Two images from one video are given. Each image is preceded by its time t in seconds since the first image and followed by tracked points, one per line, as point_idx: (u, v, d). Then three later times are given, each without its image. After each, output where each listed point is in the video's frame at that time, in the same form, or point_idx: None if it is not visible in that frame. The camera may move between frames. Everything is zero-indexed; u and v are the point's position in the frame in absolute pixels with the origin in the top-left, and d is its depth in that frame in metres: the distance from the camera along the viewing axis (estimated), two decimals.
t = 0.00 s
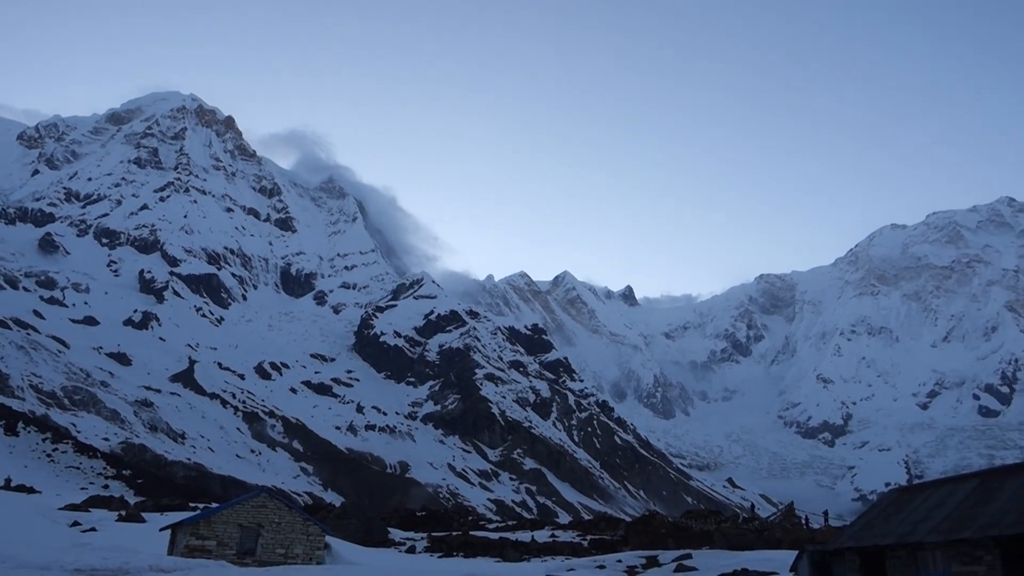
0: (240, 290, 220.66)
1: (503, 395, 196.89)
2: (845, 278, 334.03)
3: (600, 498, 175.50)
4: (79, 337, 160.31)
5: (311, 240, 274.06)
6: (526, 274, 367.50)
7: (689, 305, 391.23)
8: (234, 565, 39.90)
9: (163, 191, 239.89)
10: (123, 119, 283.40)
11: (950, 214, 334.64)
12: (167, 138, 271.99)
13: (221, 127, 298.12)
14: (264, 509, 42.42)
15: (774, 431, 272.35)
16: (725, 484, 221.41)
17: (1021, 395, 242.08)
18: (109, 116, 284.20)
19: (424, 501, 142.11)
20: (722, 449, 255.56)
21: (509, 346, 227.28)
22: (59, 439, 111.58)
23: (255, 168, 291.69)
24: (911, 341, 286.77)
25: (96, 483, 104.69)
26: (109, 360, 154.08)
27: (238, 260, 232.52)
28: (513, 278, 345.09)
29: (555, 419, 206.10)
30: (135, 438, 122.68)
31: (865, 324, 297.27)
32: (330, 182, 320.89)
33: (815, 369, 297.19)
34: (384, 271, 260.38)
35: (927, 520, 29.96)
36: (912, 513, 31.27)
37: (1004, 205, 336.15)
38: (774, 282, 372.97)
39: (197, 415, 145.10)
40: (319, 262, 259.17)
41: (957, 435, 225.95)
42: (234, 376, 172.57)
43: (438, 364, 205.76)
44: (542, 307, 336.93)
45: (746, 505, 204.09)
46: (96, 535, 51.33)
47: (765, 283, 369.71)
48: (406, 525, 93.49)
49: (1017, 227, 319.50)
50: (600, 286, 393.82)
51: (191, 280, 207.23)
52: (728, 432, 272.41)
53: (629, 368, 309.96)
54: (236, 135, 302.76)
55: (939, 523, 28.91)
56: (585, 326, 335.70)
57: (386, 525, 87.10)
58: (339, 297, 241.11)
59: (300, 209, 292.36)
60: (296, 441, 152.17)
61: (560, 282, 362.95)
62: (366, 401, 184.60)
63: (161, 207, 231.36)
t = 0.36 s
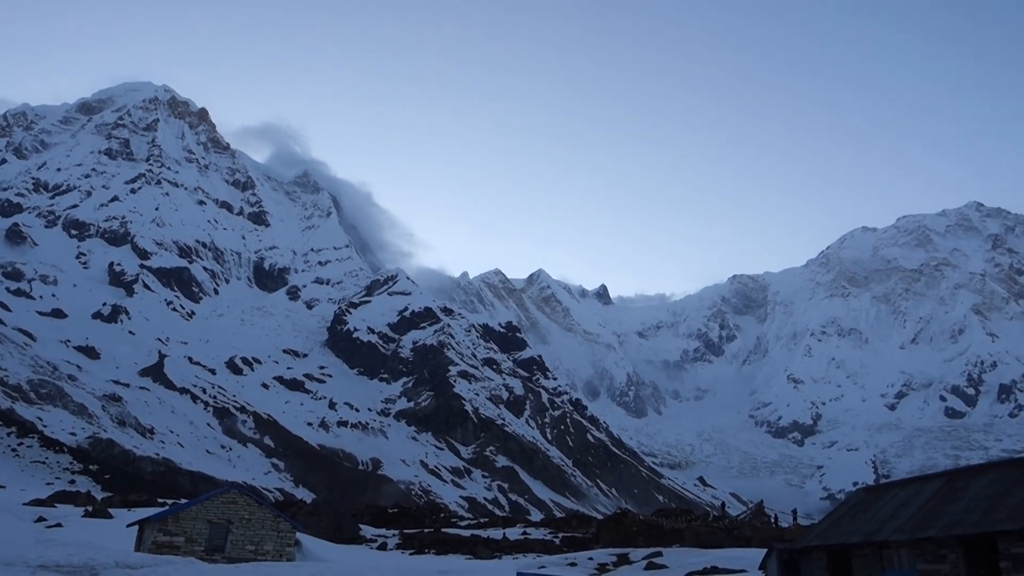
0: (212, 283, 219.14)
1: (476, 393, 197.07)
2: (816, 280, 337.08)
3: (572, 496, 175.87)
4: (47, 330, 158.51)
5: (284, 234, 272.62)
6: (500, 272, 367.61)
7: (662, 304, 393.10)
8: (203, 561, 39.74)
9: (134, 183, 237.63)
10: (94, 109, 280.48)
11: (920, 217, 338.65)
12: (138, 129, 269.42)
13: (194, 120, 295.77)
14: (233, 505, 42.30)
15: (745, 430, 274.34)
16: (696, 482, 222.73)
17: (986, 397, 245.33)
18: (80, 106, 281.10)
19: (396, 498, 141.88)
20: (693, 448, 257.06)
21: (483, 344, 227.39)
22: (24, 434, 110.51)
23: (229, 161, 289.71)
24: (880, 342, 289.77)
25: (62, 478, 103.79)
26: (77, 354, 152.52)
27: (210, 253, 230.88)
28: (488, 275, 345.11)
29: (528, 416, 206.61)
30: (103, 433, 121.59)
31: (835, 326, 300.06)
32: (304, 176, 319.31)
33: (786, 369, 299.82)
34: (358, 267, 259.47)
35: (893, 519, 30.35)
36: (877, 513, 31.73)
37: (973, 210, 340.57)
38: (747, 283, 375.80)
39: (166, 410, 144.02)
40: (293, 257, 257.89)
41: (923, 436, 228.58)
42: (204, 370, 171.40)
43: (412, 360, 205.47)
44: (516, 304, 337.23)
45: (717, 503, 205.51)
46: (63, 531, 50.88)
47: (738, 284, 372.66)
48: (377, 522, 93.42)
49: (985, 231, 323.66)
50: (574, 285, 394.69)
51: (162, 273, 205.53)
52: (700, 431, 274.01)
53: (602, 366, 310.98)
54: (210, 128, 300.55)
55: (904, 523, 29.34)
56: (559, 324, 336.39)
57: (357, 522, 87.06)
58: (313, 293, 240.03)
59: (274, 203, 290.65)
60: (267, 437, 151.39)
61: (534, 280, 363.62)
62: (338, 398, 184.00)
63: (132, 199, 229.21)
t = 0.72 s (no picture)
0: (193, 278, 218.05)
1: (459, 389, 197.12)
2: (798, 279, 338.77)
3: (554, 492, 176.06)
4: (25, 323, 157.28)
5: (266, 229, 271.43)
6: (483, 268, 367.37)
7: (645, 302, 394.02)
8: (182, 557, 39.51)
9: (115, 175, 236.02)
10: (74, 100, 278.26)
11: (900, 218, 340.94)
12: (119, 121, 267.47)
13: (175, 112, 293.93)
14: (213, 501, 42.15)
15: (726, 428, 275.55)
16: (677, 479, 223.59)
17: (964, 396, 247.35)
18: (60, 97, 278.81)
19: (378, 494, 141.67)
20: (674, 446, 257.87)
21: (466, 340, 227.28)
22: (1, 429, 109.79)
23: (211, 154, 288.13)
24: (859, 342, 291.61)
25: (40, 473, 103.18)
26: (56, 347, 151.42)
27: (191, 247, 229.69)
28: (471, 271, 344.96)
29: (511, 413, 206.90)
30: (81, 427, 120.85)
31: (816, 325, 301.75)
32: (287, 170, 318.00)
33: (766, 367, 301.23)
34: (340, 263, 258.66)
35: (871, 517, 30.59)
36: (856, 511, 31.96)
37: (952, 211, 343.06)
38: (729, 282, 377.44)
39: (145, 405, 143.23)
40: (275, 252, 256.91)
41: (902, 435, 230.04)
42: (184, 365, 170.56)
43: (394, 356, 205.19)
44: (499, 301, 337.20)
45: (697, 501, 206.37)
46: (40, 526, 50.53)
47: (720, 282, 374.45)
48: (358, 518, 93.18)
49: (964, 232, 326.06)
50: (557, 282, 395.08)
51: (142, 267, 204.31)
52: (681, 428, 274.97)
53: (584, 364, 311.56)
54: (191, 120, 298.77)
55: (883, 521, 29.57)
56: (542, 321, 336.69)
57: (338, 518, 86.90)
58: (295, 288, 239.17)
59: (256, 198, 289.27)
60: (248, 432, 150.81)
61: (518, 277, 363.79)
62: (320, 393, 183.43)
63: (112, 191, 227.67)
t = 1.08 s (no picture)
0: (182, 273, 217.40)
1: (449, 385, 197.18)
2: (787, 276, 339.62)
3: (544, 489, 176.14)
4: (12, 318, 156.51)
5: (257, 225, 270.73)
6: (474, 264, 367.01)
7: (636, 299, 394.39)
8: (171, 554, 39.48)
9: (103, 169, 234.97)
10: (63, 94, 276.84)
11: (889, 216, 342.25)
12: (107, 115, 266.18)
13: (165, 107, 292.79)
14: (201, 497, 41.99)
15: (715, 424, 276.21)
16: (666, 476, 224.07)
17: (952, 393, 248.55)
18: (48, 91, 277.41)
19: (368, 491, 141.44)
20: (664, 442, 258.40)
21: (456, 336, 227.24)
22: None
23: (200, 149, 287.18)
24: (848, 339, 292.73)
25: (27, 469, 102.83)
26: (43, 343, 150.75)
27: (181, 243, 228.99)
28: (462, 268, 344.83)
29: (501, 410, 207.05)
30: (69, 423, 120.40)
31: (805, 323, 302.76)
32: (277, 166, 317.10)
33: (756, 364, 301.91)
34: (330, 258, 258.18)
35: (860, 512, 30.77)
36: (844, 508, 32.12)
37: (941, 209, 344.40)
38: (719, 279, 378.32)
39: (134, 401, 142.78)
40: (265, 247, 256.25)
41: (890, 431, 230.95)
42: (173, 361, 170.04)
43: (385, 352, 205.06)
44: (490, 297, 337.15)
45: (687, 497, 206.84)
46: (28, 523, 50.41)
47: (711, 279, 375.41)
48: (349, 514, 93.26)
49: (953, 230, 327.41)
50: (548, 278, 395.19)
51: (131, 262, 203.50)
52: (671, 425, 275.46)
53: (575, 360, 311.82)
54: (181, 115, 297.61)
55: (870, 517, 29.76)
56: (533, 317, 336.72)
57: (328, 514, 86.92)
58: (285, 283, 238.62)
59: (246, 193, 288.43)
60: (237, 429, 150.52)
61: (509, 274, 363.85)
62: (309, 389, 183.18)
63: (101, 186, 226.65)
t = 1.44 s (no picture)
0: (169, 268, 216.64)
1: (438, 381, 197.17)
2: (775, 273, 340.92)
3: (532, 485, 176.38)
4: None
5: (244, 220, 269.80)
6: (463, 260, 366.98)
7: (624, 295, 394.99)
8: (157, 549, 39.40)
9: (90, 164, 233.84)
10: (48, 87, 275.31)
11: (876, 213, 343.75)
12: (94, 109, 264.85)
13: (152, 101, 291.53)
14: (188, 493, 42.00)
15: (703, 420, 276.96)
16: (654, 471, 224.70)
17: (937, 390, 249.95)
18: (34, 84, 275.80)
19: (356, 486, 141.37)
20: (652, 438, 258.95)
21: (445, 332, 227.17)
22: None
23: (188, 144, 286.08)
24: (835, 336, 294.04)
25: (13, 465, 102.47)
26: (29, 338, 149.98)
27: (168, 238, 228.17)
28: (451, 264, 344.73)
29: (489, 406, 207.22)
30: (55, 419, 119.84)
31: (792, 319, 303.93)
32: (265, 161, 316.22)
33: (743, 361, 302.66)
34: (319, 254, 257.61)
35: (845, 508, 30.95)
36: (830, 503, 32.29)
37: (927, 207, 345.97)
38: (707, 275, 379.47)
39: (121, 396, 142.26)
40: (252, 243, 255.59)
41: (876, 427, 232.05)
42: (160, 356, 169.49)
43: (373, 348, 204.88)
44: (479, 293, 337.06)
45: (674, 493, 207.52)
46: (13, 519, 50.29)
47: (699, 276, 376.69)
48: (336, 510, 93.26)
49: (939, 227, 328.97)
50: (537, 275, 395.38)
51: (117, 257, 202.65)
52: (659, 421, 276.12)
53: (564, 356, 312.27)
54: (168, 109, 296.40)
55: (855, 512, 29.92)
56: (521, 313, 336.96)
57: (316, 511, 86.91)
58: (272, 279, 238.02)
59: (234, 188, 287.49)
60: (225, 424, 150.16)
61: (497, 269, 364.08)
62: (297, 385, 182.93)
63: (87, 180, 225.57)
